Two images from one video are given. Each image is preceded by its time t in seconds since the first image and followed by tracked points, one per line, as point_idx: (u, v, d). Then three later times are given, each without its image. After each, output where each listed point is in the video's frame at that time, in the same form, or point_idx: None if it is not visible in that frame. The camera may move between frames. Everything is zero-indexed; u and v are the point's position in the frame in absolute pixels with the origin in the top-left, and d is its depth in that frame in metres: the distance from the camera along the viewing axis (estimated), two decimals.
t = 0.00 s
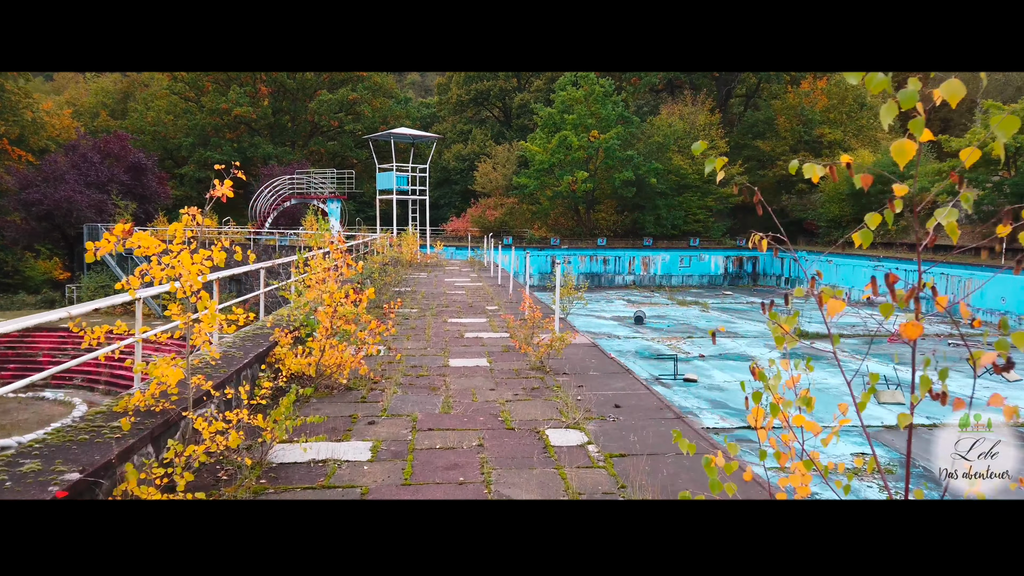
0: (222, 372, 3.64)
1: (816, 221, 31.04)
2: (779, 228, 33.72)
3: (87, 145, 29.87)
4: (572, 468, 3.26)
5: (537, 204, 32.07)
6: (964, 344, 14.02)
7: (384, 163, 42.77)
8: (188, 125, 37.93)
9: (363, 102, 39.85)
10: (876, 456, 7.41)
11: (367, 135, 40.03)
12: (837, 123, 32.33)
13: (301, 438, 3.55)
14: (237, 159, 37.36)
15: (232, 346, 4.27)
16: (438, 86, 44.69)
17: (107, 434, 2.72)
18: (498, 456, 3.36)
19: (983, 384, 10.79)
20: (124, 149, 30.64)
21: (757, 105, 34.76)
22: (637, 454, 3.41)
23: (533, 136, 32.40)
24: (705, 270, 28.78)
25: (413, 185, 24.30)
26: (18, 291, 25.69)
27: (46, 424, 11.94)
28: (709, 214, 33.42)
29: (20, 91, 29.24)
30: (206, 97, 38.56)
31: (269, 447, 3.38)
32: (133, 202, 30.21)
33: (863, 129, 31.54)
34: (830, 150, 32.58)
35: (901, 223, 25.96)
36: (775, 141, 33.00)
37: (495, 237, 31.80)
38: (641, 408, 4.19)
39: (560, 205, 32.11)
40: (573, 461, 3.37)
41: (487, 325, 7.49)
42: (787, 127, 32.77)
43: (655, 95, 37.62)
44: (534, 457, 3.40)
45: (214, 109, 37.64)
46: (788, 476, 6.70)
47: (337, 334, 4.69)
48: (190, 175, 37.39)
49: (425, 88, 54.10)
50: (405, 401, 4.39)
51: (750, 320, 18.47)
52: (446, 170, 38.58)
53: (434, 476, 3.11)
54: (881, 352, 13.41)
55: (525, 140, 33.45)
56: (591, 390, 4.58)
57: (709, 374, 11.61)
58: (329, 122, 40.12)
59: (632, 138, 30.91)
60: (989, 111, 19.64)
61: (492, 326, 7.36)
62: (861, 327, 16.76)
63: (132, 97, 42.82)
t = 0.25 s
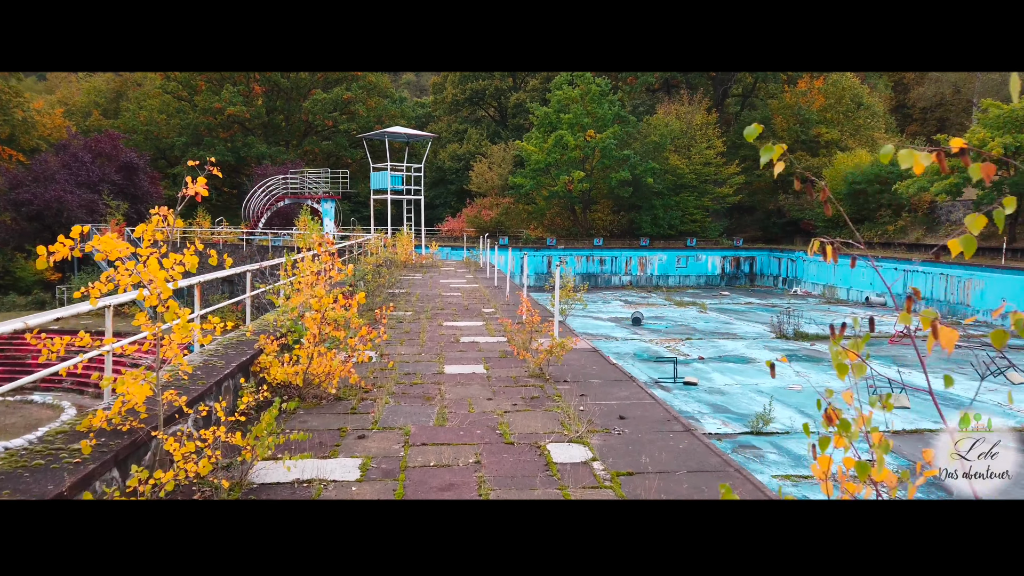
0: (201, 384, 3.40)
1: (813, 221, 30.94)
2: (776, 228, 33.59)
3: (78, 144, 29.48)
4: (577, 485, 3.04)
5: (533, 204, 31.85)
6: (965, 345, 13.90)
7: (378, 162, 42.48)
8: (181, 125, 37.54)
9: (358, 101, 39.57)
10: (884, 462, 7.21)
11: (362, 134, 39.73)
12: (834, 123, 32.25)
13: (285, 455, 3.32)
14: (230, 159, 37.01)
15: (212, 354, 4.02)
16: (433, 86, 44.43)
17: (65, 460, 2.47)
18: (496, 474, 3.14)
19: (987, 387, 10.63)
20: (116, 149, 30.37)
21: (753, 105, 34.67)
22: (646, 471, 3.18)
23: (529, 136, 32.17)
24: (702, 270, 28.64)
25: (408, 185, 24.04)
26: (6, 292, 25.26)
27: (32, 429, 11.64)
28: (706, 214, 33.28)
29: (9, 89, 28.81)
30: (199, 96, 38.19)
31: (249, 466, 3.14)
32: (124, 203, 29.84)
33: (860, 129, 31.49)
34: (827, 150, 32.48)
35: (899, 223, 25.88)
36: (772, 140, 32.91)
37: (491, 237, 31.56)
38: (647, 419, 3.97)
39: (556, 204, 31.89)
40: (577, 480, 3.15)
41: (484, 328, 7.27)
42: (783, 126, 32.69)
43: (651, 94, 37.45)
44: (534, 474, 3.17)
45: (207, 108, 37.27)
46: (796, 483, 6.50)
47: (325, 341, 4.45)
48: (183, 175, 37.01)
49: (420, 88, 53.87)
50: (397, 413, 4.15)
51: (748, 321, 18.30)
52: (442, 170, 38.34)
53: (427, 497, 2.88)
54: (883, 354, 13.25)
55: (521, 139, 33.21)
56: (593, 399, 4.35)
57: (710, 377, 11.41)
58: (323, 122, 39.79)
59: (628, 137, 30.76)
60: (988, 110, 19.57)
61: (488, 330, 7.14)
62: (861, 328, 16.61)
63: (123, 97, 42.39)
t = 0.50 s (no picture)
0: (181, 398, 3.19)
1: (812, 222, 30.78)
2: (774, 229, 33.43)
3: (70, 144, 29.11)
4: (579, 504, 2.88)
5: (530, 204, 31.62)
6: (968, 347, 13.76)
7: (374, 162, 42.20)
8: (176, 124, 37.21)
9: (354, 101, 39.31)
10: (891, 469, 7.03)
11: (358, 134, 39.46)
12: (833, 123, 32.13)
13: (272, 476, 3.11)
14: (225, 159, 36.69)
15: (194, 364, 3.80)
16: (430, 85, 44.18)
17: (26, 488, 2.26)
18: (497, 495, 2.95)
19: (992, 390, 10.49)
20: (110, 148, 29.60)
21: (751, 105, 34.54)
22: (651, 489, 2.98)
23: (527, 136, 31.94)
24: (700, 271, 28.48)
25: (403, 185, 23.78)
26: None
27: (20, 434, 11.36)
28: (704, 214, 33.11)
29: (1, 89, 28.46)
30: (194, 96, 37.88)
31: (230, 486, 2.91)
32: (118, 203, 29.49)
33: (859, 129, 31.40)
34: (825, 150, 32.31)
35: (898, 223, 25.72)
36: (770, 140, 32.79)
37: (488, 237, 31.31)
38: (654, 431, 3.80)
39: (553, 205, 31.69)
40: (582, 500, 2.95)
41: (482, 333, 7.07)
42: (782, 126, 32.56)
43: (649, 94, 37.27)
44: (537, 494, 2.99)
45: (202, 108, 36.96)
46: (803, 493, 6.31)
47: (316, 350, 4.24)
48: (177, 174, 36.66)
49: (417, 88, 53.63)
50: (392, 425, 3.95)
51: (748, 322, 18.13)
52: (439, 170, 38.09)
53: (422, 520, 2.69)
54: (885, 357, 13.10)
55: (518, 139, 32.98)
56: (597, 411, 4.15)
57: (711, 381, 11.22)
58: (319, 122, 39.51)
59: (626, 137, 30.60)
60: (988, 110, 19.49)
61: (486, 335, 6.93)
62: (862, 330, 16.46)
63: (118, 96, 41.90)
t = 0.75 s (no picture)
0: (159, 404, 2.95)
1: (811, 221, 30.62)
2: (772, 228, 33.26)
3: (64, 142, 28.72)
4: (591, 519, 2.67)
5: (528, 204, 31.42)
6: (972, 348, 13.61)
7: (370, 161, 41.91)
8: (170, 123, 36.89)
9: (351, 100, 39.04)
10: (903, 473, 6.84)
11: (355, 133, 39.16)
12: (832, 123, 32.00)
13: (260, 487, 2.89)
14: (221, 158, 36.40)
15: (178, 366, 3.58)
16: (427, 84, 43.91)
17: None
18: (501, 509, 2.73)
19: (1000, 392, 10.32)
20: (104, 147, 29.52)
21: (750, 104, 34.40)
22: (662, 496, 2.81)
23: (524, 134, 31.71)
24: (699, 271, 28.30)
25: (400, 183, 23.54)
26: None
27: (8, 438, 11.07)
28: (702, 214, 32.93)
29: None
30: (189, 95, 37.57)
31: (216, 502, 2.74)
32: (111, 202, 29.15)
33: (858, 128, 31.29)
34: (824, 149, 32.19)
35: (898, 223, 25.59)
36: (769, 139, 32.64)
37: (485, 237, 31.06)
38: (666, 438, 3.60)
39: (551, 204, 31.50)
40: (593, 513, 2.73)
41: (481, 333, 6.86)
42: (780, 126, 32.42)
43: (647, 93, 37.07)
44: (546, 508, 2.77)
45: (197, 106, 36.64)
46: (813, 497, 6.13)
47: (308, 351, 4.03)
48: (172, 174, 36.33)
49: (414, 87, 53.35)
50: (389, 431, 3.74)
51: (749, 322, 17.95)
52: (435, 169, 37.83)
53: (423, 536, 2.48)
54: (889, 357, 12.94)
55: (516, 138, 32.75)
56: (606, 416, 3.94)
57: (713, 382, 11.03)
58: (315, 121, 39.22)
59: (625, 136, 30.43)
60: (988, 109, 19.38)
61: (486, 335, 6.72)
62: (864, 330, 16.30)
63: (113, 95, 41.54)
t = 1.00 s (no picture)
0: (134, 431, 2.72)
1: (810, 222, 30.44)
2: (771, 229, 33.09)
3: (57, 142, 28.32)
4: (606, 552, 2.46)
5: (525, 204, 31.21)
6: (977, 351, 13.47)
7: (366, 161, 41.63)
8: (165, 123, 36.56)
9: (347, 100, 38.75)
10: (914, 484, 6.64)
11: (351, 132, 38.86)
12: (831, 123, 31.87)
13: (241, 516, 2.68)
14: (216, 158, 36.09)
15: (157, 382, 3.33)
16: (423, 84, 43.64)
17: None
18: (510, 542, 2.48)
19: (1007, 397, 10.15)
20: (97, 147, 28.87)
21: (748, 104, 34.25)
22: (678, 514, 2.57)
23: (522, 134, 31.48)
24: (697, 272, 28.14)
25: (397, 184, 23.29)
26: None
27: None
28: (700, 214, 32.76)
29: None
30: (184, 94, 37.25)
31: (194, 529, 2.47)
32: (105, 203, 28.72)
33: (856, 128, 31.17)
34: (822, 149, 32.05)
35: (898, 224, 25.46)
36: (767, 139, 32.51)
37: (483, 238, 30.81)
38: (680, 457, 3.39)
39: (549, 205, 31.31)
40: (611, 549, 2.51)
41: (481, 339, 6.65)
42: (779, 126, 32.29)
43: (645, 93, 36.88)
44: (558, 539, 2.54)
45: (192, 106, 36.32)
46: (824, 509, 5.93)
47: (299, 364, 3.79)
48: (167, 174, 36.01)
49: (410, 87, 53.10)
50: (384, 450, 3.52)
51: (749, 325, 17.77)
52: (432, 169, 37.57)
53: None
54: (892, 361, 12.79)
55: (513, 138, 32.51)
56: (614, 434, 3.72)
57: (716, 387, 10.82)
58: (311, 120, 38.91)
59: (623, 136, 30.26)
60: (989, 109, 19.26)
61: (485, 342, 6.50)
62: (866, 332, 16.14)
63: (107, 94, 41.16)
